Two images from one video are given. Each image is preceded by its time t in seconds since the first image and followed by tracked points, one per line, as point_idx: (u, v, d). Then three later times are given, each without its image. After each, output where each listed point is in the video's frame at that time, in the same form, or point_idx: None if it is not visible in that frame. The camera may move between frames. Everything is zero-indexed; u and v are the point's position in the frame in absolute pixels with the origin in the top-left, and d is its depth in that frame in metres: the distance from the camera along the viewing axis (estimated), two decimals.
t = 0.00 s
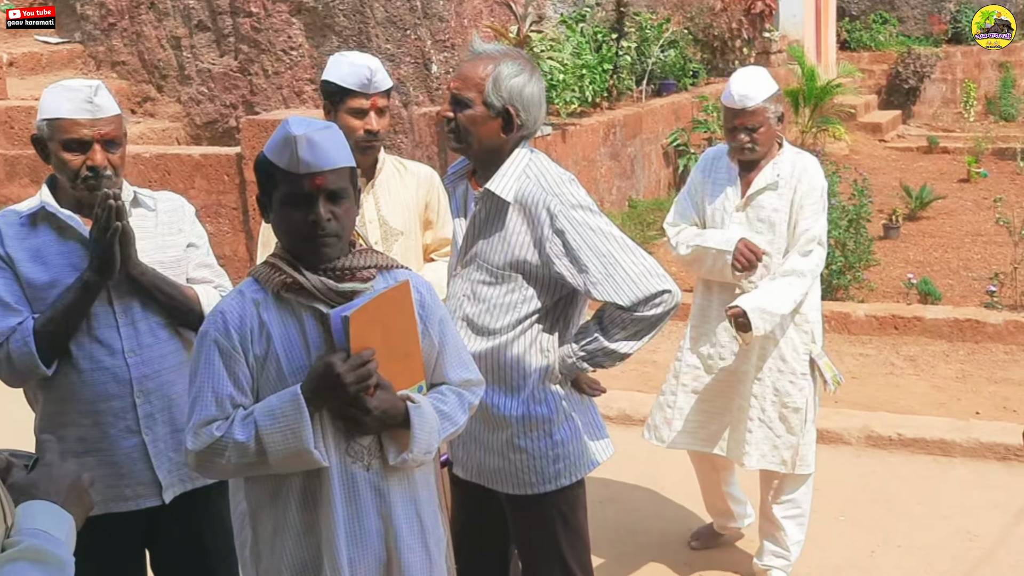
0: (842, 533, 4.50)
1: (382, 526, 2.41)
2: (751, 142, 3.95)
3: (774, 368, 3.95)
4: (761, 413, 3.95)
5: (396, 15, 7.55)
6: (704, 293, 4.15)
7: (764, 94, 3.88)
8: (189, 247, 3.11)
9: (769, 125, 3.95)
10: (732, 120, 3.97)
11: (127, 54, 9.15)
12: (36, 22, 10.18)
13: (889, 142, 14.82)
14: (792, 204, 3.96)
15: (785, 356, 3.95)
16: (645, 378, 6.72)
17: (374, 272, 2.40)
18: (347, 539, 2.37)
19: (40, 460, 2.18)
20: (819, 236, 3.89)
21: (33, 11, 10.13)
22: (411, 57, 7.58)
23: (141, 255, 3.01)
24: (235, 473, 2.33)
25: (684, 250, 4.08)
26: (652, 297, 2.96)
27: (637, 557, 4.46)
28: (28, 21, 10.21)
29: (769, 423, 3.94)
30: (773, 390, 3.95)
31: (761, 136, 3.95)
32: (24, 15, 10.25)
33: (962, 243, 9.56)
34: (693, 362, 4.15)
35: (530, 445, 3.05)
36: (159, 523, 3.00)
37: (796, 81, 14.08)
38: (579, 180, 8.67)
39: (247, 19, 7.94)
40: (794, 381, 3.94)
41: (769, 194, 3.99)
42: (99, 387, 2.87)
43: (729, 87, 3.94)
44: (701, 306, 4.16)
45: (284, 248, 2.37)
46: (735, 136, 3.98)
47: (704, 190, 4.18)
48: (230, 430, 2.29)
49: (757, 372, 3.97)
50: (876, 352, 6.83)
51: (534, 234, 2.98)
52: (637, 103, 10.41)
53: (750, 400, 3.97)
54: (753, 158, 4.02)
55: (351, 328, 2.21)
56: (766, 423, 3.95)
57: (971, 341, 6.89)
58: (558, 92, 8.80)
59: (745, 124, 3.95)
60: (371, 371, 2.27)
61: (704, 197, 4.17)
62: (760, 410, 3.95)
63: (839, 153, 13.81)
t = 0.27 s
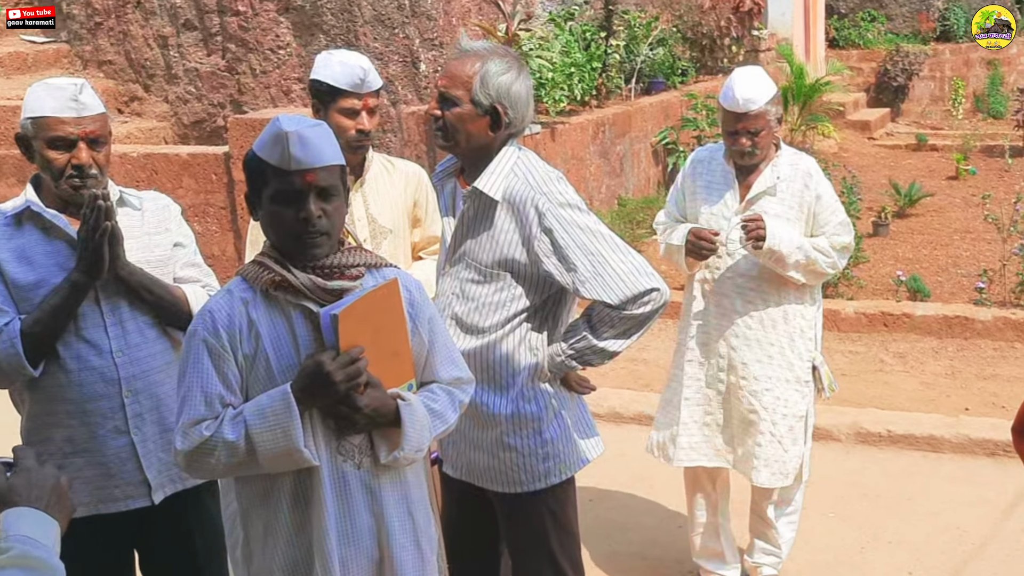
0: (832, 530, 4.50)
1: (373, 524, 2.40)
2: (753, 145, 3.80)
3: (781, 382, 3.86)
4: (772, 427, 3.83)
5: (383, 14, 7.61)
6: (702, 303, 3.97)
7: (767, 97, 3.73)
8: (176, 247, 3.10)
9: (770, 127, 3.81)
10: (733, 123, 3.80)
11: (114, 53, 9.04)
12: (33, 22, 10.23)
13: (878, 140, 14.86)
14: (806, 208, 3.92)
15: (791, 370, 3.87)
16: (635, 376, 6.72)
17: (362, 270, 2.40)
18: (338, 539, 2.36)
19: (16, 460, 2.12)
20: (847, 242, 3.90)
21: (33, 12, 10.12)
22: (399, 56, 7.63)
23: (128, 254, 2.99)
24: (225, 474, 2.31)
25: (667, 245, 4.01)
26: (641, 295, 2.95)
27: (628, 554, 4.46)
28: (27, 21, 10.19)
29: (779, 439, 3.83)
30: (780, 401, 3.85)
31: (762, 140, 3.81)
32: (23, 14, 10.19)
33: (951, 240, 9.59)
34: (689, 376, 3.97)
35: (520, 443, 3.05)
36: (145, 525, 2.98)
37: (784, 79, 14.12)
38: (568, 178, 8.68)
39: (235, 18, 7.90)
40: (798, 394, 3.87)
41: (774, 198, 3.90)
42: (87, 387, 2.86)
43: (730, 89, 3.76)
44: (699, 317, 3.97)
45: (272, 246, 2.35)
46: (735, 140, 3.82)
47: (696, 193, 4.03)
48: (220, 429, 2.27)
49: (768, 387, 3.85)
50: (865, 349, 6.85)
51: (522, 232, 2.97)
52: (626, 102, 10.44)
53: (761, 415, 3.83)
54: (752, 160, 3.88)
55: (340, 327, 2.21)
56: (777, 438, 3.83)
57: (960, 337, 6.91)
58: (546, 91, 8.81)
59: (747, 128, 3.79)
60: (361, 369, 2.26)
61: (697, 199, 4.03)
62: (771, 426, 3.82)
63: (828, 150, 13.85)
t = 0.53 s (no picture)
0: (825, 527, 4.50)
1: (367, 522, 2.40)
2: (740, 152, 3.78)
3: (784, 389, 3.86)
4: (777, 435, 3.84)
5: (374, 12, 7.59)
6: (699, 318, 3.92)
7: (752, 102, 3.71)
8: (168, 246, 3.09)
9: (755, 133, 3.80)
10: (719, 131, 3.79)
11: (103, 51, 9.01)
12: (35, 22, 9.75)
13: (870, 138, 14.88)
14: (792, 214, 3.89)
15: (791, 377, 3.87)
16: (627, 374, 6.72)
17: (354, 269, 2.40)
18: (332, 537, 2.35)
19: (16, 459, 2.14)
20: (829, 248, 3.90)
21: (33, 12, 9.65)
22: (390, 55, 7.64)
23: (119, 254, 2.98)
24: (218, 473, 2.30)
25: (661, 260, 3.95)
26: (632, 293, 2.94)
27: (620, 552, 4.46)
28: (27, 21, 9.79)
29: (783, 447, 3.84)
30: (780, 411, 3.85)
31: (749, 146, 3.79)
32: (23, 14, 9.79)
33: (942, 238, 9.61)
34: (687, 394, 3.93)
35: (512, 442, 3.05)
36: (138, 526, 2.98)
37: (775, 77, 14.14)
38: (559, 177, 8.68)
39: (225, 16, 7.91)
40: (797, 399, 3.89)
41: (762, 206, 3.86)
42: (78, 386, 2.85)
43: (715, 94, 3.75)
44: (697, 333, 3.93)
45: (264, 244, 2.34)
46: (722, 147, 3.81)
47: (684, 202, 3.99)
48: (212, 428, 2.26)
49: (771, 396, 3.84)
50: (856, 347, 6.86)
51: (512, 231, 2.97)
52: (617, 100, 10.44)
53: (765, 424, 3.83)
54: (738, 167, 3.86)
55: (333, 325, 2.20)
56: (782, 447, 3.84)
57: (951, 335, 6.92)
58: (538, 89, 8.80)
59: (734, 135, 3.77)
60: (354, 367, 2.26)
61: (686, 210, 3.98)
62: (775, 435, 3.83)
63: (820, 148, 13.86)
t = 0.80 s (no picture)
0: (817, 525, 4.51)
1: (361, 521, 2.39)
2: (708, 157, 3.69)
3: (779, 391, 3.79)
4: (776, 438, 3.77)
5: (367, 11, 7.58)
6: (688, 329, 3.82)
7: (715, 106, 3.61)
8: (163, 245, 3.08)
9: (723, 136, 3.71)
10: (684, 137, 3.69)
11: (94, 50, 8.89)
12: (36, 22, 9.22)
13: (862, 136, 14.90)
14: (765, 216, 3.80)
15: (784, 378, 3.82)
16: (620, 372, 6.72)
17: (348, 267, 2.39)
18: (326, 535, 2.34)
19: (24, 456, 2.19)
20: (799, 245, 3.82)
21: (33, 11, 9.13)
22: (382, 53, 7.67)
23: (114, 255, 2.97)
24: (212, 471, 2.30)
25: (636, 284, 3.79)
26: (624, 292, 2.94)
27: (613, 550, 4.46)
28: (29, 21, 9.28)
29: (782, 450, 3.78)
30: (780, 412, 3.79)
31: (717, 150, 3.71)
32: (24, 13, 9.30)
33: (935, 236, 9.63)
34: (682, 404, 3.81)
35: (505, 441, 3.04)
36: (133, 525, 2.97)
37: (768, 76, 14.15)
38: (551, 176, 8.68)
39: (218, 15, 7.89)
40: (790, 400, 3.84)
41: (736, 210, 3.78)
42: (72, 385, 2.84)
43: (675, 101, 3.64)
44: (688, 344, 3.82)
45: (257, 243, 2.34)
46: (689, 153, 3.71)
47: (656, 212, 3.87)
48: (205, 427, 2.26)
49: (768, 399, 3.77)
50: (849, 345, 6.87)
51: (504, 230, 2.97)
52: (610, 99, 10.44)
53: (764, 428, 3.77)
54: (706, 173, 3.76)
55: (326, 324, 2.19)
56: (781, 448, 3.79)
57: (943, 333, 6.93)
58: (531, 88, 8.79)
59: (699, 139, 3.68)
60: (347, 366, 2.25)
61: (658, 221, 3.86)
62: (775, 439, 3.76)
63: (813, 147, 13.88)
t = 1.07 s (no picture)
0: (812, 523, 4.52)
1: (356, 519, 2.39)
2: (676, 160, 3.61)
3: (765, 394, 3.73)
4: (760, 443, 3.72)
5: (361, 10, 7.58)
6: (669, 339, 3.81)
7: (679, 106, 3.52)
8: (157, 242, 3.07)
9: (689, 137, 3.62)
10: (649, 140, 3.59)
11: (87, 49, 8.77)
12: (35, 22, 8.99)
13: (856, 135, 14.93)
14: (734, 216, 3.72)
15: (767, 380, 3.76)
16: (614, 371, 6.72)
17: (341, 266, 2.39)
18: (320, 533, 2.34)
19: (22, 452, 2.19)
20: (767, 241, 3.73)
21: (32, 11, 8.92)
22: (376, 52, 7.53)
23: (108, 253, 2.96)
24: (205, 470, 2.29)
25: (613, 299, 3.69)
26: (618, 291, 2.94)
27: (608, 548, 4.47)
28: (27, 22, 9.02)
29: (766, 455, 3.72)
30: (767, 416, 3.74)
31: (684, 153, 3.62)
32: (23, 14, 9.03)
33: (929, 235, 9.64)
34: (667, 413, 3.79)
35: (499, 440, 3.04)
36: (127, 524, 2.96)
37: (762, 75, 14.17)
38: (546, 175, 8.69)
39: (211, 14, 7.95)
40: (777, 401, 3.78)
41: (705, 213, 3.70)
42: (66, 383, 2.83)
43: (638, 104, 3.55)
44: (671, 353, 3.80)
45: (250, 242, 2.34)
46: (655, 157, 3.62)
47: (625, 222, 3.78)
48: (199, 426, 2.25)
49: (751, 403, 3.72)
50: (843, 344, 6.88)
51: (497, 230, 2.97)
52: (604, 97, 10.45)
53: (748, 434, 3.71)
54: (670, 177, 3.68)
55: (319, 323, 2.19)
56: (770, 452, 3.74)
57: (937, 331, 6.95)
58: (525, 86, 8.79)
59: (665, 142, 3.58)
60: (341, 365, 2.25)
61: (628, 230, 3.77)
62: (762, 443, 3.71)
63: (807, 145, 13.89)
